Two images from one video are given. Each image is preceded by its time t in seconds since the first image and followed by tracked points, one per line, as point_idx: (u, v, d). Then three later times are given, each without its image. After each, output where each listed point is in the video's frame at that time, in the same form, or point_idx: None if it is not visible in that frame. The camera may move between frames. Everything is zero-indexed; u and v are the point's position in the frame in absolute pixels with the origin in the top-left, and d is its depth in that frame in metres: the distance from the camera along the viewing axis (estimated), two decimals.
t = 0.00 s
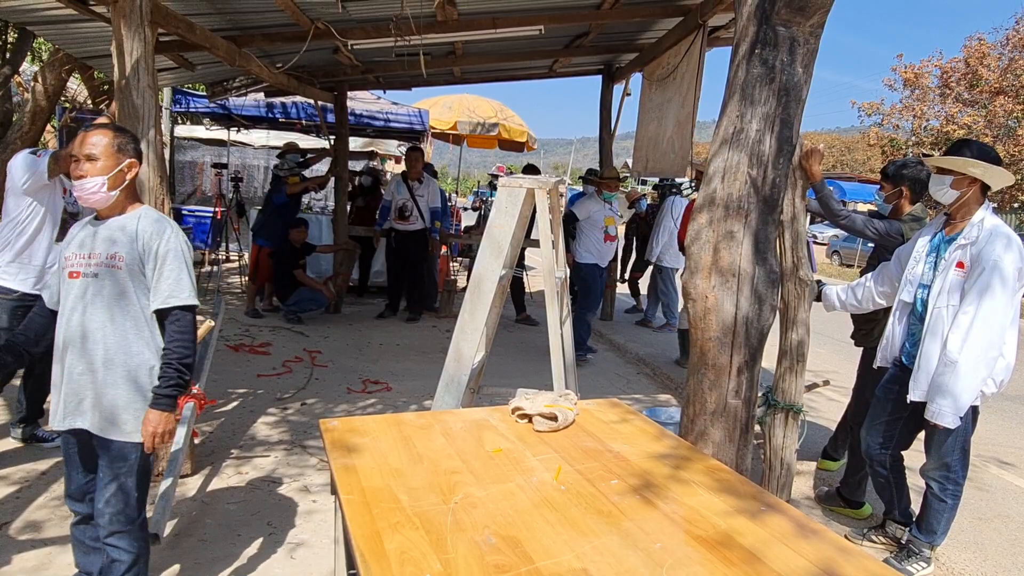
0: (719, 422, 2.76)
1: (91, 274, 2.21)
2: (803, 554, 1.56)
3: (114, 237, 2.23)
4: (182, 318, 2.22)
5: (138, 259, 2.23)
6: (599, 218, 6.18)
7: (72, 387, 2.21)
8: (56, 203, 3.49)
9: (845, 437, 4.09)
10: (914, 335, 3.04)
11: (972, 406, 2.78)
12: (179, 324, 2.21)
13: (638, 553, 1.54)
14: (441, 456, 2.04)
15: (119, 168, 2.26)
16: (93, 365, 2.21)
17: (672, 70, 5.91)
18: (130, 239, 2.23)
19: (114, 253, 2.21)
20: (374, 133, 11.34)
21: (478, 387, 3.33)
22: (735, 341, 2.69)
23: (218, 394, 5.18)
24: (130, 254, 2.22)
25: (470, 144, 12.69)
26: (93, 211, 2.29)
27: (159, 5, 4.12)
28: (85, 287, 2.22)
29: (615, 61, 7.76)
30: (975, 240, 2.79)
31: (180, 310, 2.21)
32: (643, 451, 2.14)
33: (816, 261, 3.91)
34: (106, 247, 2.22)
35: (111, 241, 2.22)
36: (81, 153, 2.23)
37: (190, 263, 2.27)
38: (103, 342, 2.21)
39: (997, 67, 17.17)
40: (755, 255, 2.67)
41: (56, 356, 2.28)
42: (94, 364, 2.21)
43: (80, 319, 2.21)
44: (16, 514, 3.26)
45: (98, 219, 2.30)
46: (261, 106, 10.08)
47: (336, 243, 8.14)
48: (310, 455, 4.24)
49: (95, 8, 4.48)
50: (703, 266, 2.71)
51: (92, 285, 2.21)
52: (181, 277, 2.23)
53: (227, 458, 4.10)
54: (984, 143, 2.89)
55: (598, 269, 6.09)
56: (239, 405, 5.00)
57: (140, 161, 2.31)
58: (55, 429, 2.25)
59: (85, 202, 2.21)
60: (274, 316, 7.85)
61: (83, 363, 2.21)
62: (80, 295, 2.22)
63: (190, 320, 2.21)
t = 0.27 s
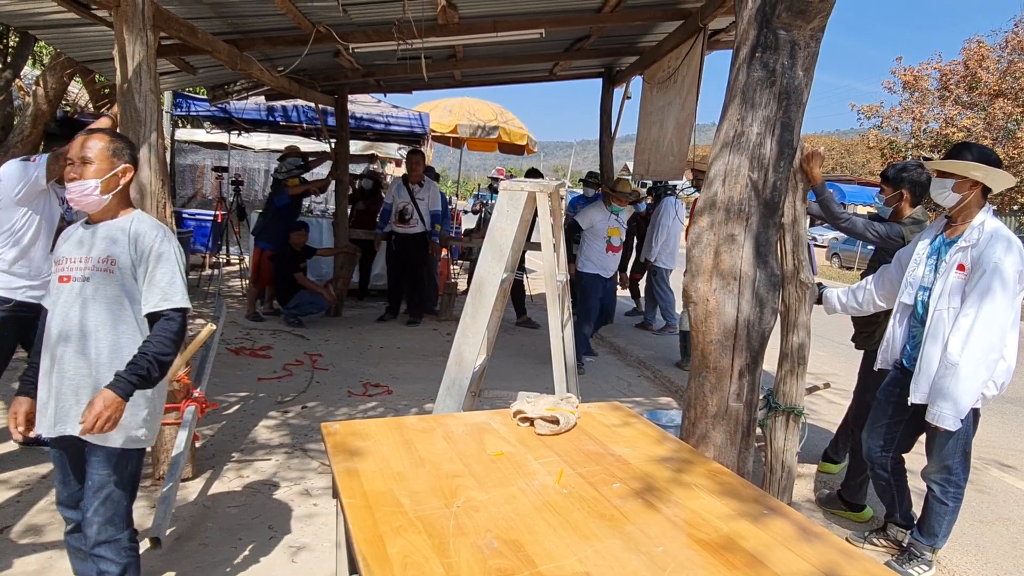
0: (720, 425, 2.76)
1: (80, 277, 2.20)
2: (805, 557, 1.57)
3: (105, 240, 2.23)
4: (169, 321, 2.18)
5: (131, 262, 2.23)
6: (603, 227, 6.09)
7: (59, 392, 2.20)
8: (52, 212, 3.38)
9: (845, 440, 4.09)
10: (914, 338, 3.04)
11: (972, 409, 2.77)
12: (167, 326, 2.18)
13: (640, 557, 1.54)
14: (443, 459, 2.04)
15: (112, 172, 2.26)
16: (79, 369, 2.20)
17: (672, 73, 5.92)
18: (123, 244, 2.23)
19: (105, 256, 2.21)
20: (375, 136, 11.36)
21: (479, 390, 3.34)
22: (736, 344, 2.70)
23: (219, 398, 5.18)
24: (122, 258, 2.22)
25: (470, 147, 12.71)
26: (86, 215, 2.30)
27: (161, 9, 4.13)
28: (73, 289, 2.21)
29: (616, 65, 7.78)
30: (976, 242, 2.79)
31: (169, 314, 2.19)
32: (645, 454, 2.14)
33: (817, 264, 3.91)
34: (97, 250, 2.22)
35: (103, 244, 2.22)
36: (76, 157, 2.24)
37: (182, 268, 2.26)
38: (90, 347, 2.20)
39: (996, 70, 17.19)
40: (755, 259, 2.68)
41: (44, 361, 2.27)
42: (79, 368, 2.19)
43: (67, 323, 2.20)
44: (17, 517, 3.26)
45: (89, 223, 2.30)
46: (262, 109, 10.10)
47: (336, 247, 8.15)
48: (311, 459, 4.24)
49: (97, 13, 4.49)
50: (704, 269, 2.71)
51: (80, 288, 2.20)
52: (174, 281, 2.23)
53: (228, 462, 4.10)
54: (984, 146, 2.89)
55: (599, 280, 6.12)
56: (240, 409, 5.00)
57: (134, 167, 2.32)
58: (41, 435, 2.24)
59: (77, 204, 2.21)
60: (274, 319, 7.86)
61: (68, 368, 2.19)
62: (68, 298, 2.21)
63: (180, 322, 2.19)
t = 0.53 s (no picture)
0: (721, 428, 2.76)
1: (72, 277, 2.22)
2: (807, 561, 1.56)
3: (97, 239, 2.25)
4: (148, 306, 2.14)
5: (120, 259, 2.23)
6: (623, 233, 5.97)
7: (54, 394, 2.20)
8: (54, 215, 3.36)
9: (846, 443, 4.09)
10: (915, 340, 3.03)
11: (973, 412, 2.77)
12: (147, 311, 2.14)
13: (642, 561, 1.54)
14: (444, 463, 2.04)
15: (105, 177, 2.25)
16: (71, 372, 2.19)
17: (673, 76, 5.92)
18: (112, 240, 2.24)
19: (99, 257, 2.22)
20: (375, 139, 11.37)
21: (480, 393, 3.34)
22: (737, 347, 2.69)
23: (220, 401, 5.18)
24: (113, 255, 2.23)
25: (470, 151, 12.72)
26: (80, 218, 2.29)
27: (164, 13, 4.14)
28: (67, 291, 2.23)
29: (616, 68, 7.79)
30: (977, 245, 2.79)
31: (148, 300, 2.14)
32: (647, 458, 2.14)
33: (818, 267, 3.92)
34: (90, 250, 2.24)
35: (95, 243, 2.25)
36: (69, 160, 2.22)
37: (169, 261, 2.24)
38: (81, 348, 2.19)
39: (995, 73, 17.22)
40: (756, 262, 2.68)
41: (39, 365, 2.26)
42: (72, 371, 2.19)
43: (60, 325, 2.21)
44: (17, 521, 3.25)
45: (83, 226, 2.31)
46: (262, 113, 10.11)
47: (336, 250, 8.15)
48: (311, 462, 4.24)
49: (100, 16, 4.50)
50: (705, 272, 2.71)
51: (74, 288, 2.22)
52: (160, 273, 2.21)
53: (228, 465, 4.09)
54: (984, 148, 2.89)
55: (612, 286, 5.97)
56: (240, 412, 4.99)
57: (129, 171, 2.32)
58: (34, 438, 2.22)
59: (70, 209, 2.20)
60: (274, 322, 7.85)
61: (61, 371, 2.19)
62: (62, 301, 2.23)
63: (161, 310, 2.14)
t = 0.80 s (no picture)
0: (722, 431, 2.76)
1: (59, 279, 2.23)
2: (809, 565, 1.56)
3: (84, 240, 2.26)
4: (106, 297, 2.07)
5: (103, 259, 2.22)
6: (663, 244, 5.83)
7: (50, 398, 2.19)
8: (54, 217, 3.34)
9: (847, 446, 4.08)
10: (917, 343, 3.03)
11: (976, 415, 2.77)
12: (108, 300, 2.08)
13: (643, 566, 1.54)
14: (445, 467, 2.04)
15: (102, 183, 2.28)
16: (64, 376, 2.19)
17: (675, 79, 5.93)
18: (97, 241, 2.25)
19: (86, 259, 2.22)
20: (376, 142, 11.39)
21: (481, 396, 3.34)
22: (738, 351, 2.69)
23: (221, 404, 5.18)
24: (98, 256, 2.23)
25: (471, 154, 12.73)
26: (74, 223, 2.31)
27: (168, 17, 4.15)
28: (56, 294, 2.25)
29: (618, 71, 7.80)
30: (979, 248, 2.79)
31: (105, 289, 2.08)
32: (648, 461, 2.14)
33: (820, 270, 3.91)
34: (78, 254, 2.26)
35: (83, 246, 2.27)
36: (62, 164, 2.25)
37: (145, 259, 2.20)
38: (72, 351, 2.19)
39: (996, 75, 17.20)
40: (757, 265, 2.68)
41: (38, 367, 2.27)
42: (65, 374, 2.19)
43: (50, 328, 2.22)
44: (18, 525, 3.25)
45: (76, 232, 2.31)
46: (264, 116, 10.12)
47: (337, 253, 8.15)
48: (312, 465, 4.23)
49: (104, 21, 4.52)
50: (706, 275, 2.71)
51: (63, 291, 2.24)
52: (130, 269, 2.16)
53: (229, 468, 4.09)
54: (985, 151, 2.90)
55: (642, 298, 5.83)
56: (241, 416, 4.99)
57: (122, 173, 2.34)
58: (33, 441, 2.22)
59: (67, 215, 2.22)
60: (275, 325, 7.86)
61: (55, 374, 2.19)
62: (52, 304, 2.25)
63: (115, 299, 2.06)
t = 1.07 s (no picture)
0: (727, 435, 2.75)
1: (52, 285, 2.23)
2: (813, 570, 1.56)
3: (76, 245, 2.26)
4: (107, 304, 2.09)
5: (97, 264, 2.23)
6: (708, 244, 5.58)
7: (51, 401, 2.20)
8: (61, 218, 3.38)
9: (853, 449, 4.07)
10: (923, 348, 3.02)
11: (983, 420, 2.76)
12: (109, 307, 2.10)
13: (646, 569, 1.54)
14: (449, 470, 2.04)
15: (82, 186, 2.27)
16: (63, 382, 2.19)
17: (679, 82, 5.92)
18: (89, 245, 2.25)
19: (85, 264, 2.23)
20: (381, 145, 11.41)
21: (485, 400, 3.34)
22: (743, 354, 2.69)
23: (226, 407, 5.20)
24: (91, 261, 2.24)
25: (475, 156, 12.75)
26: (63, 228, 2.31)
27: (175, 21, 4.17)
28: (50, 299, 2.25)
29: (622, 74, 7.81)
30: (986, 252, 2.78)
31: (108, 297, 2.10)
32: (651, 465, 2.14)
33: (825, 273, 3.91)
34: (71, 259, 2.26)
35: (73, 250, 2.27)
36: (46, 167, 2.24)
37: (143, 265, 2.21)
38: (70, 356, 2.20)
39: (1001, 77, 17.11)
40: (761, 269, 2.68)
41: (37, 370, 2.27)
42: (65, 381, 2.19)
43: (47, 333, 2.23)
44: (24, 527, 3.27)
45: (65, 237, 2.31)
46: (269, 119, 10.16)
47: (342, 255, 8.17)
48: (316, 468, 4.24)
49: (111, 25, 4.54)
50: (710, 278, 2.71)
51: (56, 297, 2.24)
52: (128, 273, 2.18)
53: (234, 471, 4.10)
54: (990, 154, 2.90)
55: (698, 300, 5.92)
56: (246, 418, 5.00)
57: (106, 176, 2.34)
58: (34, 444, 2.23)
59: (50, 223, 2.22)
60: (280, 328, 7.88)
61: (56, 378, 2.20)
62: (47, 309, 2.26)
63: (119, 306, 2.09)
